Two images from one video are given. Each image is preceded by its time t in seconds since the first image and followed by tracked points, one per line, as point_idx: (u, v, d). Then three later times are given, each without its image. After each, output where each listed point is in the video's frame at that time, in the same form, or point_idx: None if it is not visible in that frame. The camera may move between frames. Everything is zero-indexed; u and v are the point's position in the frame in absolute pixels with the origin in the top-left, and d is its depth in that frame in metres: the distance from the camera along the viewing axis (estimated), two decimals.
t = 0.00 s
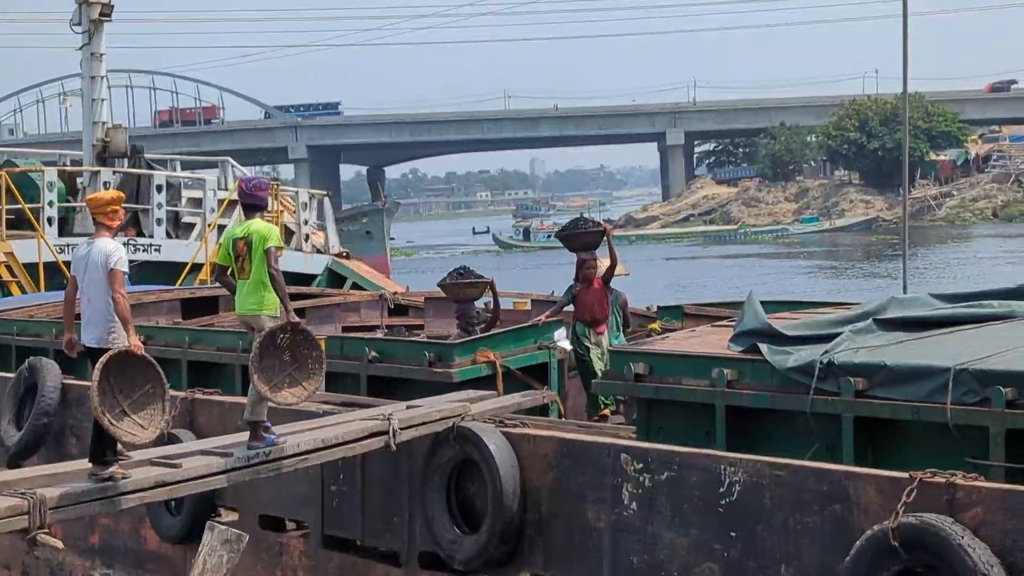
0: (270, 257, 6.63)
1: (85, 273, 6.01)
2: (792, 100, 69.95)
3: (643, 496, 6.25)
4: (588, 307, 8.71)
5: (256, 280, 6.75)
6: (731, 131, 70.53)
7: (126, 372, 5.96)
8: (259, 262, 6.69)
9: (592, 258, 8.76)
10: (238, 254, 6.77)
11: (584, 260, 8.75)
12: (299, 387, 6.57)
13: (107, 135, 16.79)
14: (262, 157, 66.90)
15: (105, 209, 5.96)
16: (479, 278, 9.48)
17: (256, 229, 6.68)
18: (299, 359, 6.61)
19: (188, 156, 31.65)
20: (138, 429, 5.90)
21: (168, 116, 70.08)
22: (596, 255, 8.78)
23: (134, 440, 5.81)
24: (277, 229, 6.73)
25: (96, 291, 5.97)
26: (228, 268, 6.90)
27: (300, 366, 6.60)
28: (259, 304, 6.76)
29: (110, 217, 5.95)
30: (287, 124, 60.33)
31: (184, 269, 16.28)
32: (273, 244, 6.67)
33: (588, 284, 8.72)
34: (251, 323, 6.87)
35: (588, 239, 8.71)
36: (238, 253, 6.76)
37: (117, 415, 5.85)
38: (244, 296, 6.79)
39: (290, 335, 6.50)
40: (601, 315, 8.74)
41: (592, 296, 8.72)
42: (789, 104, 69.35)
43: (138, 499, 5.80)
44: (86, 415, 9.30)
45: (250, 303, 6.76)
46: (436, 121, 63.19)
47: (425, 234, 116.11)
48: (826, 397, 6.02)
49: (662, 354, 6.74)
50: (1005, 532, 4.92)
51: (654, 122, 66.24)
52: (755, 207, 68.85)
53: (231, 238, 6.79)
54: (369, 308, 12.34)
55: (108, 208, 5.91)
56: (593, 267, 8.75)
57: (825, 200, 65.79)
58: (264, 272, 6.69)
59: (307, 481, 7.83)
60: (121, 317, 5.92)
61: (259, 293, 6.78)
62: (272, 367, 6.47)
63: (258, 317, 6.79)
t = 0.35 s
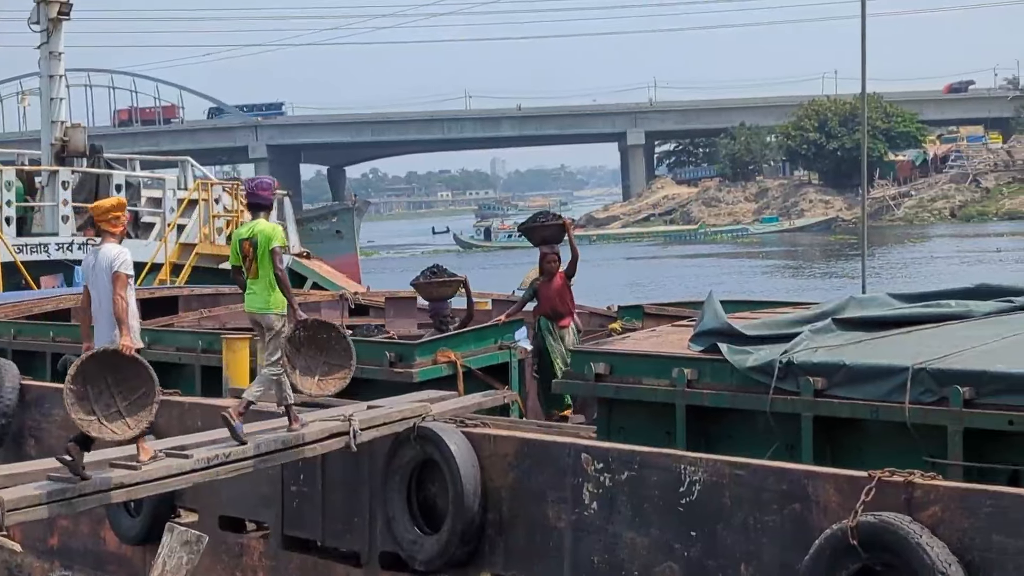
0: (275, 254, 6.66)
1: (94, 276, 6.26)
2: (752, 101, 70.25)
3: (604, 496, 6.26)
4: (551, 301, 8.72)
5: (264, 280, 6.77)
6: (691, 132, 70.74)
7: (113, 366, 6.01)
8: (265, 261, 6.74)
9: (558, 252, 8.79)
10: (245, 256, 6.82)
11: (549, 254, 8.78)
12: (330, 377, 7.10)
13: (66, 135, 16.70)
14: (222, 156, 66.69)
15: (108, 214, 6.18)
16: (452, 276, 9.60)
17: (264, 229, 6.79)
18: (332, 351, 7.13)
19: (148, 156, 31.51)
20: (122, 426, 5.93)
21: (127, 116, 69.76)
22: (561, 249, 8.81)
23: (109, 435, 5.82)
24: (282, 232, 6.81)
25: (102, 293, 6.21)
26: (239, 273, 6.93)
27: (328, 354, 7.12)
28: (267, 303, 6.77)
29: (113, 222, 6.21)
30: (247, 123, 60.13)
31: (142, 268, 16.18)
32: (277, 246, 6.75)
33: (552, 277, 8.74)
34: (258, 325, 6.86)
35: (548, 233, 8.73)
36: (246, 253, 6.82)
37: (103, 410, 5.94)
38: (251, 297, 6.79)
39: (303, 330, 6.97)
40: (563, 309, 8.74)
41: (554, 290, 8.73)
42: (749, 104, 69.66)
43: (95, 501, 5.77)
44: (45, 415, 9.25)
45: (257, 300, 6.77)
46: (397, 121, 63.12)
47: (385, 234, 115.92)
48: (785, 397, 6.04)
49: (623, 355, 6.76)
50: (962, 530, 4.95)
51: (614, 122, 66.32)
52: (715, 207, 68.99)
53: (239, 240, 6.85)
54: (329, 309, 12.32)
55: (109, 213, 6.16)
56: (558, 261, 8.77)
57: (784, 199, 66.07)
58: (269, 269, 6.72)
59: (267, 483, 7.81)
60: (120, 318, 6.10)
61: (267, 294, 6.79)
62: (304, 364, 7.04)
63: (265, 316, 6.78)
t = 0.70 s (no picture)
0: (277, 248, 6.72)
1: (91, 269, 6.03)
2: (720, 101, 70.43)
3: (572, 496, 6.27)
4: (517, 299, 8.71)
5: (265, 273, 6.83)
6: (659, 132, 70.89)
7: (131, 357, 6.06)
8: (267, 258, 6.79)
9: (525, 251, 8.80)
10: (248, 247, 6.85)
11: (516, 253, 8.80)
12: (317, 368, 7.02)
13: (32, 134, 16.60)
14: (190, 156, 66.49)
15: (111, 207, 6.03)
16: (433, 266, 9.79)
17: (267, 222, 6.78)
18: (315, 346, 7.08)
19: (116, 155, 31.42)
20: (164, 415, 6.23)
21: (94, 115, 69.52)
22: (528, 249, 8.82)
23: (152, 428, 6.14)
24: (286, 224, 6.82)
25: (99, 285, 5.98)
26: (243, 260, 7.00)
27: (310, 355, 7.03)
28: (272, 294, 6.86)
29: (116, 213, 6.04)
30: (215, 123, 59.99)
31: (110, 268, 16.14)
32: (280, 239, 6.76)
33: (518, 276, 8.73)
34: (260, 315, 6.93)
35: (513, 233, 8.77)
36: (247, 245, 6.84)
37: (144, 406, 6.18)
38: (255, 290, 6.87)
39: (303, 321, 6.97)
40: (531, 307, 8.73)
41: (519, 288, 8.72)
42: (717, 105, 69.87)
43: (60, 502, 5.72)
44: (11, 416, 9.21)
45: (260, 293, 6.85)
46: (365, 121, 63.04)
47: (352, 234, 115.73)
48: (753, 397, 6.05)
49: (591, 355, 6.77)
50: (930, 529, 4.98)
51: (582, 123, 66.43)
52: (682, 207, 69.16)
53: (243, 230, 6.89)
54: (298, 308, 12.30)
55: (113, 204, 6.01)
56: (524, 260, 8.77)
57: (752, 199, 66.23)
58: (271, 264, 6.76)
59: (235, 483, 7.79)
60: (123, 309, 5.92)
61: (269, 285, 6.87)
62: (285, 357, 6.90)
63: (273, 308, 6.88)
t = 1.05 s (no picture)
0: (310, 247, 7.39)
1: (128, 268, 6.36)
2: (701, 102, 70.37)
3: (554, 497, 6.27)
4: (496, 301, 8.64)
5: (298, 269, 7.46)
6: (641, 132, 70.87)
7: (184, 357, 6.36)
8: (299, 253, 7.43)
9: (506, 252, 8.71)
10: (278, 242, 7.48)
11: (497, 253, 8.72)
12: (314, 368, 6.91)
13: (14, 135, 16.54)
14: (171, 157, 66.28)
15: (144, 207, 6.32)
16: (424, 263, 9.93)
17: (300, 221, 7.43)
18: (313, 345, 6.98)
19: (96, 156, 31.35)
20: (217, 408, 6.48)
21: (75, 115, 69.32)
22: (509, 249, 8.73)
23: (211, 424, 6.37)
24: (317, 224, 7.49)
25: (139, 286, 6.34)
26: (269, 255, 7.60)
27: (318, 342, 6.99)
28: (301, 289, 7.47)
29: (149, 214, 6.34)
30: (196, 123, 59.81)
31: (91, 269, 16.10)
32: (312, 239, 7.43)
33: (498, 277, 8.64)
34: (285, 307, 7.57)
35: (488, 235, 8.68)
36: (278, 241, 7.47)
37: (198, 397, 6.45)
38: (284, 283, 7.49)
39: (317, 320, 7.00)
40: (510, 310, 8.66)
41: (498, 290, 8.65)
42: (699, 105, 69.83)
43: (41, 502, 5.72)
44: None
45: (291, 288, 7.46)
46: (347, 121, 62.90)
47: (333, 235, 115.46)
48: (735, 397, 6.06)
49: (574, 355, 6.77)
50: (911, 529, 4.99)
51: (564, 123, 66.41)
52: (664, 207, 69.20)
53: (274, 226, 7.49)
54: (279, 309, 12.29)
55: (145, 206, 6.29)
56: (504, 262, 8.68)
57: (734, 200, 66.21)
58: (305, 261, 7.42)
59: (217, 484, 7.77)
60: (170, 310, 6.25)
61: (299, 280, 7.48)
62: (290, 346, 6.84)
63: (301, 300, 7.50)
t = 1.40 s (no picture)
0: (339, 241, 6.93)
1: (175, 264, 6.48)
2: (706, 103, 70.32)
3: (560, 498, 6.27)
4: (494, 300, 8.62)
5: (326, 265, 7.01)
6: (645, 133, 70.89)
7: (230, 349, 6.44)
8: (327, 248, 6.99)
9: (506, 252, 8.69)
10: (308, 240, 7.06)
11: (497, 253, 8.70)
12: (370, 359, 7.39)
13: (18, 136, 16.54)
14: (175, 159, 66.39)
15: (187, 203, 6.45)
16: (438, 249, 9.75)
17: (329, 218, 7.01)
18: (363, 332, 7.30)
19: (103, 158, 31.43)
20: (264, 393, 6.87)
21: (80, 117, 69.46)
22: (510, 250, 8.71)
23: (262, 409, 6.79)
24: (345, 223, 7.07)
25: (186, 278, 6.42)
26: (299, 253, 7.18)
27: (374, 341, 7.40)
28: (327, 286, 7.01)
29: (194, 209, 6.48)
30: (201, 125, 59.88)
31: (96, 270, 16.10)
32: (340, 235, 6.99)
33: (497, 278, 8.62)
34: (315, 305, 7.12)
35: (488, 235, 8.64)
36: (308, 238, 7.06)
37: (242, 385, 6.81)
38: (311, 280, 7.03)
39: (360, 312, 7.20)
40: (509, 311, 8.63)
41: (497, 290, 8.62)
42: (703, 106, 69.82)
43: (47, 502, 5.71)
44: None
45: (316, 284, 7.00)
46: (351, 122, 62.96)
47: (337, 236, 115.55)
48: (740, 398, 6.06)
49: (579, 356, 6.77)
50: (916, 530, 4.99)
51: (569, 124, 66.43)
52: (669, 208, 69.26)
53: (303, 225, 7.09)
54: (283, 310, 12.30)
55: (190, 200, 6.43)
56: (503, 262, 8.66)
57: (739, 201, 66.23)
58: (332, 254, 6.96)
59: (222, 485, 7.78)
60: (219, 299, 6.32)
61: (325, 277, 7.03)
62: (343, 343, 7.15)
63: (327, 299, 7.04)
